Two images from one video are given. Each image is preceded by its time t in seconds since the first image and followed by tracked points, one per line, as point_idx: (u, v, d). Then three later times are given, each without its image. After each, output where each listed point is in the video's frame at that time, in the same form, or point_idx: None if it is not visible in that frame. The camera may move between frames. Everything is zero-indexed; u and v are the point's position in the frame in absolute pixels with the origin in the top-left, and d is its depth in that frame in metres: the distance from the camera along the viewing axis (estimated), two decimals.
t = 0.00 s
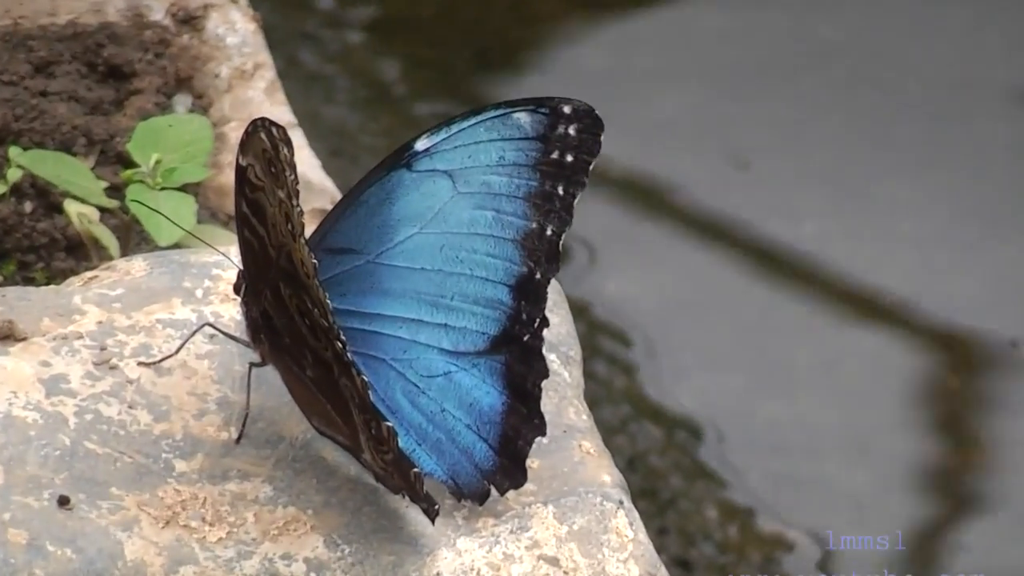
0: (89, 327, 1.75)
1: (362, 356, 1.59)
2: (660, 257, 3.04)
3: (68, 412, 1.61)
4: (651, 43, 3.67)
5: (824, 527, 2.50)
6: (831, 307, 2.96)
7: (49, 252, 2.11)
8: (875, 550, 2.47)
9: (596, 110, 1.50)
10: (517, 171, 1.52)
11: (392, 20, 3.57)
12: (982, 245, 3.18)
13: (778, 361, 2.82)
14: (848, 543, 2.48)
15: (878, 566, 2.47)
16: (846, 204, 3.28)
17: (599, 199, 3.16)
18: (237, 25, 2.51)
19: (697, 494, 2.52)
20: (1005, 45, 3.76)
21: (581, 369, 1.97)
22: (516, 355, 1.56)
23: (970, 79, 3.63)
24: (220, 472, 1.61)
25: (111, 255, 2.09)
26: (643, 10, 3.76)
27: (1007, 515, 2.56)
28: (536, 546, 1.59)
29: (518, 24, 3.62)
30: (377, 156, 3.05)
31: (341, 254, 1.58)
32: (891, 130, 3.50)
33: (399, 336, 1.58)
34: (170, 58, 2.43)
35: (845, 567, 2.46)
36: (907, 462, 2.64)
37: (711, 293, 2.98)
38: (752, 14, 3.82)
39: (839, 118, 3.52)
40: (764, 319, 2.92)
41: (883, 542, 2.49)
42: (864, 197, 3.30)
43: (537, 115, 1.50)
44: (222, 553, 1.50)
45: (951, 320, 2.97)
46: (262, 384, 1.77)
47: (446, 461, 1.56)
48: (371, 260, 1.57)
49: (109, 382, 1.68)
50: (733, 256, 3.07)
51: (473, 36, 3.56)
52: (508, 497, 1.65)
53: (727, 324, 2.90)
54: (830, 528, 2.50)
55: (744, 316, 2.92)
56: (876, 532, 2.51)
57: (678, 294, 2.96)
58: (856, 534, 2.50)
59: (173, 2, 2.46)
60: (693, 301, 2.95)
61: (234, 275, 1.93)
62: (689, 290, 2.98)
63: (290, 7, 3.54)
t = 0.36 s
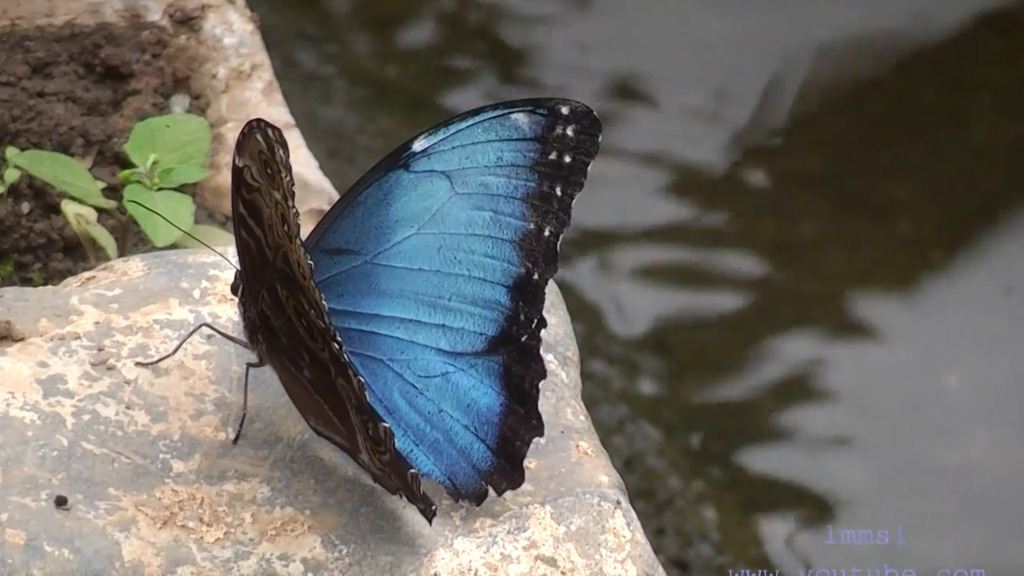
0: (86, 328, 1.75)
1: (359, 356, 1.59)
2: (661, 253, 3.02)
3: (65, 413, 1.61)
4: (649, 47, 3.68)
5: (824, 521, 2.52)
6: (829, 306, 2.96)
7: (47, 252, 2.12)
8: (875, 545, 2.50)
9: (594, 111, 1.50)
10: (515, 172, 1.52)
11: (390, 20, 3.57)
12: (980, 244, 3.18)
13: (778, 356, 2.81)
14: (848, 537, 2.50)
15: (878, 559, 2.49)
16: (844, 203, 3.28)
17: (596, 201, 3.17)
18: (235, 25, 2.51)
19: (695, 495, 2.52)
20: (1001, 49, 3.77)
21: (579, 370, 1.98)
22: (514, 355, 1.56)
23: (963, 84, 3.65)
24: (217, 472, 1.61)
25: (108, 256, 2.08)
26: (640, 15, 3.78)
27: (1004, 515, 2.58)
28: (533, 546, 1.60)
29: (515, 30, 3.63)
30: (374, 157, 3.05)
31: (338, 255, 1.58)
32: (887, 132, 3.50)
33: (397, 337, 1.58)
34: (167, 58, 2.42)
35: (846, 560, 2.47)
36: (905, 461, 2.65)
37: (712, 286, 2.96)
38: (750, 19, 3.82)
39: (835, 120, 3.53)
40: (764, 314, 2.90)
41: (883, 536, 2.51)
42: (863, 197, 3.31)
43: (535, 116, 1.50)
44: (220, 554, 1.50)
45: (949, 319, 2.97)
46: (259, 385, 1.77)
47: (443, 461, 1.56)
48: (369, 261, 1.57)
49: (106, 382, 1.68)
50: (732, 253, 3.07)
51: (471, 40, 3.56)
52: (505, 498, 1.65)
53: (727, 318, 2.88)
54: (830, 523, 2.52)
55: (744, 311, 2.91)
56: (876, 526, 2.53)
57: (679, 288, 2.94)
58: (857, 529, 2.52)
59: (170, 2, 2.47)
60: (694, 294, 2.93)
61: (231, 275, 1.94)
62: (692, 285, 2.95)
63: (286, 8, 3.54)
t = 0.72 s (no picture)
0: (85, 327, 1.75)
1: (358, 356, 1.59)
2: (657, 256, 3.03)
3: (64, 413, 1.61)
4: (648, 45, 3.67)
5: (823, 517, 2.53)
6: (826, 311, 2.97)
7: (45, 251, 2.12)
8: (875, 540, 2.50)
9: (593, 111, 1.50)
10: (514, 171, 1.52)
11: (389, 20, 3.56)
12: (979, 246, 3.19)
13: (773, 363, 2.83)
14: (847, 532, 2.50)
15: (877, 555, 2.49)
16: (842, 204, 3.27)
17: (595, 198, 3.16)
18: (233, 25, 2.51)
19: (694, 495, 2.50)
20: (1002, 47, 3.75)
21: (577, 369, 1.98)
22: (512, 355, 1.56)
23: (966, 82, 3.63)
24: (216, 472, 1.61)
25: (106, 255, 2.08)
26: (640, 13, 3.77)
27: (1003, 516, 2.58)
28: (532, 546, 1.60)
29: (514, 29, 3.63)
30: (372, 156, 3.06)
31: (337, 255, 1.58)
32: (887, 131, 3.50)
33: (396, 336, 1.58)
34: (165, 58, 2.42)
35: (843, 556, 2.47)
36: (904, 462, 2.66)
37: (706, 292, 2.98)
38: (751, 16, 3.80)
39: (834, 118, 3.52)
40: (757, 322, 2.93)
41: (883, 531, 2.51)
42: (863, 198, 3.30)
43: (534, 116, 1.50)
44: (218, 553, 1.50)
45: (948, 321, 2.97)
46: (257, 385, 1.76)
47: (441, 461, 1.56)
48: (367, 261, 1.57)
49: (105, 382, 1.68)
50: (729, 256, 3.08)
51: (470, 40, 3.56)
52: (504, 497, 1.65)
53: (722, 326, 2.90)
54: (830, 518, 2.53)
55: (739, 318, 2.93)
56: (876, 521, 2.53)
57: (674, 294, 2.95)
58: (856, 524, 2.52)
59: (169, 2, 2.47)
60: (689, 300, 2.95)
61: (230, 275, 1.94)
62: (688, 290, 2.97)
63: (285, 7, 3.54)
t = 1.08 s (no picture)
0: (84, 328, 1.75)
1: (357, 356, 1.59)
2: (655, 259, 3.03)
3: (62, 413, 1.60)
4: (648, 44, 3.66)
5: (824, 511, 2.57)
6: (827, 309, 2.95)
7: (44, 251, 2.12)
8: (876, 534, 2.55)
9: (592, 112, 1.50)
10: (513, 172, 1.52)
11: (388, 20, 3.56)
12: (977, 245, 3.19)
13: (773, 360, 2.81)
14: (848, 527, 2.55)
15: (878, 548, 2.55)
16: (842, 201, 3.27)
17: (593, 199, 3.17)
18: (232, 25, 2.50)
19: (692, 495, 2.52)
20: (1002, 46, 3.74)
21: (575, 369, 1.98)
22: (511, 355, 1.56)
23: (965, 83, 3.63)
24: (215, 472, 1.61)
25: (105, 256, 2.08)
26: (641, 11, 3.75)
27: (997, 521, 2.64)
28: (531, 546, 1.60)
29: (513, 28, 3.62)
30: (371, 156, 3.06)
31: (336, 254, 1.58)
32: (886, 133, 3.49)
33: (395, 336, 1.58)
34: (164, 58, 2.42)
35: (844, 550, 2.52)
36: (900, 465, 2.68)
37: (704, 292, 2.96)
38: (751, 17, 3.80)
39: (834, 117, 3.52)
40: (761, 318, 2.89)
41: (883, 526, 2.57)
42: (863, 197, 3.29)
43: (533, 116, 1.50)
44: (217, 554, 1.50)
45: (944, 324, 2.98)
46: (256, 384, 1.76)
47: (440, 461, 1.56)
48: (366, 261, 1.57)
49: (104, 382, 1.68)
50: (727, 255, 3.07)
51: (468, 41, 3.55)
52: (503, 497, 1.65)
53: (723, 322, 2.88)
54: (833, 512, 2.57)
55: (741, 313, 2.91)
56: (876, 516, 2.59)
57: (673, 294, 2.94)
58: (856, 518, 2.56)
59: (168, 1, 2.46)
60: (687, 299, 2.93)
61: (229, 275, 1.93)
62: (686, 291, 2.96)
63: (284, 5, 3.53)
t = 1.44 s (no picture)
0: (83, 327, 1.75)
1: (357, 356, 1.59)
2: (654, 258, 3.03)
3: (62, 412, 1.60)
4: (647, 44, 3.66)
5: (824, 506, 2.56)
6: (824, 308, 2.97)
7: (44, 251, 2.12)
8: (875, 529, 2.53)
9: (592, 112, 1.50)
10: (513, 172, 1.52)
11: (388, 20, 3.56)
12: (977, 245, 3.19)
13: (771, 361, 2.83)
14: (847, 521, 2.54)
15: (877, 543, 2.53)
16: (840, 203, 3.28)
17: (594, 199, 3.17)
18: (231, 25, 2.51)
19: (691, 495, 2.53)
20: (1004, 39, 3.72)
21: (575, 369, 1.98)
22: (511, 355, 1.56)
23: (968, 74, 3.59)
24: (214, 472, 1.61)
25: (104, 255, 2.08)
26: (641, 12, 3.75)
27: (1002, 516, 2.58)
28: (531, 546, 1.60)
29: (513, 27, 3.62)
30: (371, 156, 3.06)
31: (335, 254, 1.58)
32: (887, 130, 3.48)
33: (395, 336, 1.58)
34: (164, 58, 2.42)
35: (843, 544, 2.51)
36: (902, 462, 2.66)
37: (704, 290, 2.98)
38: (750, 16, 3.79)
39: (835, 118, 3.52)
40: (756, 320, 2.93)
41: (883, 520, 2.55)
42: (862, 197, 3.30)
43: (533, 117, 1.50)
44: (217, 553, 1.50)
45: (947, 321, 2.97)
46: (256, 384, 1.76)
47: (440, 461, 1.56)
48: (366, 261, 1.57)
49: (103, 382, 1.68)
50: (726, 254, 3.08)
51: (468, 39, 3.55)
52: (502, 497, 1.65)
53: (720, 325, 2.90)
54: (830, 507, 2.56)
55: (740, 314, 2.93)
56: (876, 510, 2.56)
57: (672, 294, 2.95)
58: (856, 513, 2.55)
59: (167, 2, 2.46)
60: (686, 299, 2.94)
61: (228, 275, 1.94)
62: (685, 291, 2.97)
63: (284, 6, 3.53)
